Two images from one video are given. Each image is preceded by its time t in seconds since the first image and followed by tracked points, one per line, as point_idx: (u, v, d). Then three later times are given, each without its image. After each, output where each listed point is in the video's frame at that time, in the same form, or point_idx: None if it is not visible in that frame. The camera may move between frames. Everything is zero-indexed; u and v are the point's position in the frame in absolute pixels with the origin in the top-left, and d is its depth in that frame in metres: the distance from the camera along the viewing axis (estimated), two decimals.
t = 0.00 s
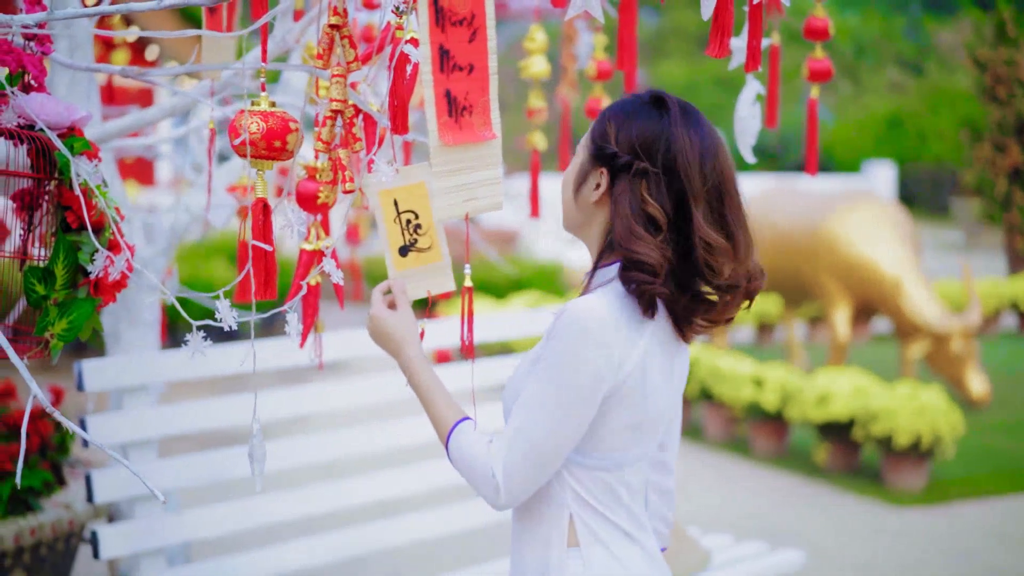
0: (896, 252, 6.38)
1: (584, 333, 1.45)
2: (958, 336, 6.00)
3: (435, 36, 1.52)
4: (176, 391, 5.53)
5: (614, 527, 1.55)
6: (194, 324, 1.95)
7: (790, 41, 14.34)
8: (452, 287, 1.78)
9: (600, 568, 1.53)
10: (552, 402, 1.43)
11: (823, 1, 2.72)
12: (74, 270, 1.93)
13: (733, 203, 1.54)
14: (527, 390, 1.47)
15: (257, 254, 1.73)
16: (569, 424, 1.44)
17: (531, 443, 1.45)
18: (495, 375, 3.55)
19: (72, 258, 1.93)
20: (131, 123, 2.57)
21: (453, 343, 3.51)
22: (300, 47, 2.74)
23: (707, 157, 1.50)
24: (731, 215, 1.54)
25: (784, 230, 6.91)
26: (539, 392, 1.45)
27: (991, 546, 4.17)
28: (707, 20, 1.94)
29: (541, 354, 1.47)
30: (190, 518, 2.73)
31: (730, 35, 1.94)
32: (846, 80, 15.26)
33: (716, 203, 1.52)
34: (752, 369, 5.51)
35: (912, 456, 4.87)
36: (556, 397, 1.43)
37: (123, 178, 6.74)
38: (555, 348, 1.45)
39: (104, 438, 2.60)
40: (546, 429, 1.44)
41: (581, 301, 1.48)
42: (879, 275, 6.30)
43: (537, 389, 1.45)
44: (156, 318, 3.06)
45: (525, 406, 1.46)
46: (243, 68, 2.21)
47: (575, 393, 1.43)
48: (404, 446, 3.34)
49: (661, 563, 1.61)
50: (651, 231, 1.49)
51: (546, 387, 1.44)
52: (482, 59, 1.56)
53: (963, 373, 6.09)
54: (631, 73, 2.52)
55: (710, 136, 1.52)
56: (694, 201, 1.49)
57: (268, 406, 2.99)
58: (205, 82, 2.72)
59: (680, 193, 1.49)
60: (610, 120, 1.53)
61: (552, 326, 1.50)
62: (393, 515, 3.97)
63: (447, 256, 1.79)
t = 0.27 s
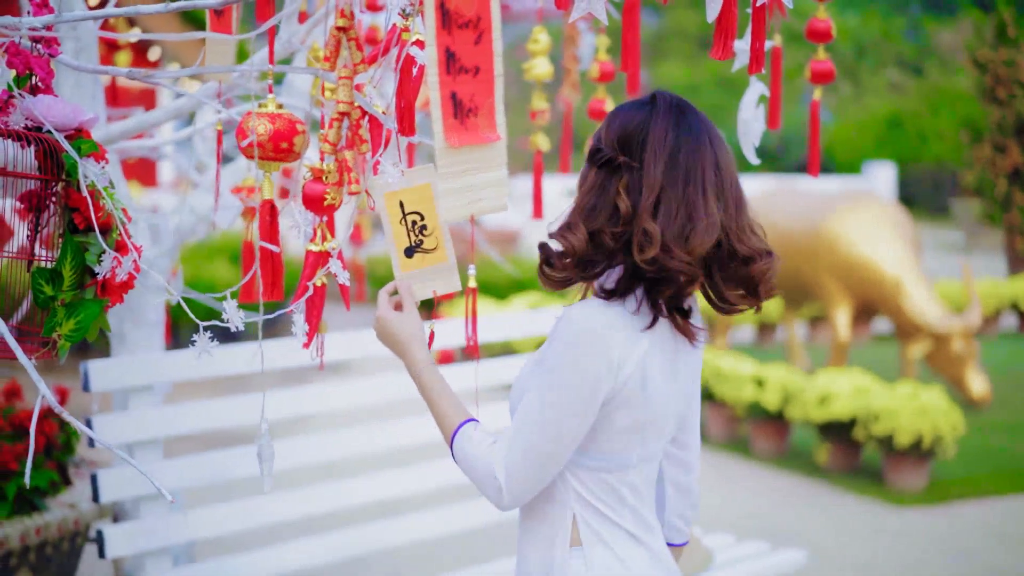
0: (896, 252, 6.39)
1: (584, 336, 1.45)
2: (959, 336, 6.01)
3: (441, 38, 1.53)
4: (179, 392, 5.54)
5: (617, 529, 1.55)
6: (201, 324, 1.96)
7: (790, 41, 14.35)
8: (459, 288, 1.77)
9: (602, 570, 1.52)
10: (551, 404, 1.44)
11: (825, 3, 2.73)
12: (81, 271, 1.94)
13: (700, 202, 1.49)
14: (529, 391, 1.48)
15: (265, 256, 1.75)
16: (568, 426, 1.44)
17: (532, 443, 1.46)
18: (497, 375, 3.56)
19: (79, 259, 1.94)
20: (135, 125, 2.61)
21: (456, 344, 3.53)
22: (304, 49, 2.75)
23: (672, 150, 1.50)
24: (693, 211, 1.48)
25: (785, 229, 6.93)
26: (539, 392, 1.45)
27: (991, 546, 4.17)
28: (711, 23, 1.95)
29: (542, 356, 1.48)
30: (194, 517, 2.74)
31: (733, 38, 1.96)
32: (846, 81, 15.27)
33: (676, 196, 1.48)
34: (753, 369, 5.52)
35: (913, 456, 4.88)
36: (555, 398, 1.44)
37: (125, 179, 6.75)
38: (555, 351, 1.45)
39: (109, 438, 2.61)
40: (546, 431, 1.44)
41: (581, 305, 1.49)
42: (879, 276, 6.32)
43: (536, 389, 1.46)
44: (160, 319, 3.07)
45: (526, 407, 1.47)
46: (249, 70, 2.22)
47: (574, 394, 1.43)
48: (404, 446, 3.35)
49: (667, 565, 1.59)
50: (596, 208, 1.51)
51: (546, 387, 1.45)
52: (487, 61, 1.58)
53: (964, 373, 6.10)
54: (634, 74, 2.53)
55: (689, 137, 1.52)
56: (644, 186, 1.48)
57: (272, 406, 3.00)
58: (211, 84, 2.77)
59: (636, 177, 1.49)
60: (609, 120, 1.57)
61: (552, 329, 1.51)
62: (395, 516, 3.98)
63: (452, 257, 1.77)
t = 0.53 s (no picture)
0: (897, 252, 6.39)
1: (583, 336, 1.45)
2: (959, 336, 6.01)
3: (446, 40, 1.53)
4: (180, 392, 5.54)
5: (619, 530, 1.54)
6: (205, 325, 1.97)
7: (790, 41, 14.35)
8: (462, 288, 1.79)
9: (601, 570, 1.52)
10: (550, 404, 1.44)
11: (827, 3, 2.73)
12: (85, 272, 1.94)
13: (669, 194, 1.46)
14: (529, 391, 1.48)
15: (271, 256, 1.75)
16: (567, 426, 1.44)
17: (532, 443, 1.46)
18: (499, 376, 3.56)
19: (83, 260, 1.94)
20: (139, 126, 2.64)
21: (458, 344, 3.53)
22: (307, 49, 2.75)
23: (657, 148, 1.49)
24: (661, 205, 1.45)
25: (786, 229, 6.93)
26: (538, 393, 1.45)
27: (991, 546, 4.18)
28: (715, 24, 1.96)
29: (541, 357, 1.48)
30: (197, 517, 2.74)
31: (737, 39, 1.97)
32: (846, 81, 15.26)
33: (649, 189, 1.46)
34: (754, 369, 5.52)
35: (914, 456, 4.88)
36: (554, 398, 1.44)
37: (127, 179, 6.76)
38: (553, 351, 1.45)
39: (113, 439, 2.61)
40: (545, 430, 1.44)
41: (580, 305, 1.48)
42: (880, 276, 6.32)
43: (536, 389, 1.46)
44: (163, 319, 3.08)
45: (526, 407, 1.47)
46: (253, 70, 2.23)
47: (573, 394, 1.43)
48: (405, 446, 3.35)
49: (671, 568, 1.57)
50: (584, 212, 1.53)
51: (545, 388, 1.45)
52: (492, 63, 1.58)
53: (965, 373, 6.11)
54: (637, 75, 2.53)
55: (681, 135, 1.50)
56: (621, 183, 1.48)
57: (274, 406, 3.00)
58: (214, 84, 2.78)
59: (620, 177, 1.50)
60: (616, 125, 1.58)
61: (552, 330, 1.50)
62: (397, 516, 3.98)
63: (457, 256, 1.80)
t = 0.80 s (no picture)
0: (898, 253, 6.38)
1: (579, 338, 1.44)
2: (961, 336, 6.00)
3: (449, 40, 1.53)
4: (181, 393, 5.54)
5: (619, 530, 1.53)
6: (208, 325, 1.97)
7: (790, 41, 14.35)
8: (464, 288, 1.78)
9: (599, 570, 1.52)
10: (546, 406, 1.44)
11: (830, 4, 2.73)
12: (89, 272, 1.95)
13: (662, 199, 1.47)
14: (528, 393, 1.48)
15: (273, 257, 1.75)
16: (562, 426, 1.43)
17: (530, 444, 1.46)
18: (501, 376, 3.56)
19: (86, 260, 1.94)
20: (143, 125, 2.62)
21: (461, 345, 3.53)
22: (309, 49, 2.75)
23: (655, 149, 1.47)
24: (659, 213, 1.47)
25: (787, 230, 6.92)
26: (535, 395, 1.45)
27: (992, 546, 4.17)
28: (718, 23, 1.95)
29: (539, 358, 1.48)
30: (199, 517, 2.74)
31: (741, 39, 1.96)
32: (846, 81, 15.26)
33: (644, 194, 1.47)
34: (755, 369, 5.52)
35: (915, 457, 4.88)
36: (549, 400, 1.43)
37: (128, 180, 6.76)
38: (549, 353, 1.45)
39: (116, 439, 2.62)
40: (542, 432, 1.44)
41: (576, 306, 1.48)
42: (882, 276, 6.32)
43: (533, 391, 1.46)
44: (165, 319, 3.08)
45: (525, 408, 1.47)
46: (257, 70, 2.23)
47: (570, 395, 1.43)
48: (405, 447, 3.34)
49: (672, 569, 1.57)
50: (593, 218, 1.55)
51: (542, 390, 1.44)
52: (496, 63, 1.58)
53: (966, 373, 6.10)
54: (639, 74, 2.53)
55: (678, 135, 1.48)
56: (621, 187, 1.49)
57: (276, 407, 3.00)
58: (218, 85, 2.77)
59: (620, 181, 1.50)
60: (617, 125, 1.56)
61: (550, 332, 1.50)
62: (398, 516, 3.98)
63: (459, 256, 1.79)
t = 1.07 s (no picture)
0: (900, 253, 6.38)
1: (574, 338, 1.43)
2: (962, 337, 5.99)
3: (455, 41, 1.53)
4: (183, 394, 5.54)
5: (620, 529, 1.52)
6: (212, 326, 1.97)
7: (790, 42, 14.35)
8: (465, 289, 1.78)
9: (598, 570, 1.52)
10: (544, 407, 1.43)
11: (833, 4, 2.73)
12: (92, 273, 1.95)
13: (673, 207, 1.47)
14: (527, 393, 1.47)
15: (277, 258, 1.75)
16: (560, 428, 1.43)
17: (530, 444, 1.46)
18: (504, 377, 3.56)
19: (90, 262, 1.95)
20: (146, 126, 2.62)
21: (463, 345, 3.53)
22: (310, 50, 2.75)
23: (662, 152, 1.46)
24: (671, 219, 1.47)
25: (788, 230, 6.92)
26: (532, 396, 1.45)
27: (993, 546, 4.17)
28: (722, 24, 1.95)
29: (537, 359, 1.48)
30: (202, 517, 2.74)
31: (744, 39, 1.96)
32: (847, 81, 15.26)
33: (652, 201, 1.47)
34: (756, 370, 5.53)
35: (917, 457, 4.88)
36: (547, 400, 1.43)
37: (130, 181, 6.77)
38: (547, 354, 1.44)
39: (119, 439, 2.62)
40: (540, 433, 1.44)
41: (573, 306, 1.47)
42: (883, 276, 6.32)
43: (532, 391, 1.46)
44: (168, 320, 3.08)
45: (524, 409, 1.47)
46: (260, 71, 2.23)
47: (567, 397, 1.42)
48: (409, 447, 3.34)
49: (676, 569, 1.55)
50: (598, 220, 1.54)
51: (539, 391, 1.44)
52: (499, 64, 1.58)
53: (967, 373, 6.08)
54: (641, 75, 2.53)
55: (683, 137, 1.47)
56: (627, 190, 1.48)
57: (278, 408, 3.00)
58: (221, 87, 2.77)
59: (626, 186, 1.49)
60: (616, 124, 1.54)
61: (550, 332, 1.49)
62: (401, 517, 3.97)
63: (460, 259, 1.79)
